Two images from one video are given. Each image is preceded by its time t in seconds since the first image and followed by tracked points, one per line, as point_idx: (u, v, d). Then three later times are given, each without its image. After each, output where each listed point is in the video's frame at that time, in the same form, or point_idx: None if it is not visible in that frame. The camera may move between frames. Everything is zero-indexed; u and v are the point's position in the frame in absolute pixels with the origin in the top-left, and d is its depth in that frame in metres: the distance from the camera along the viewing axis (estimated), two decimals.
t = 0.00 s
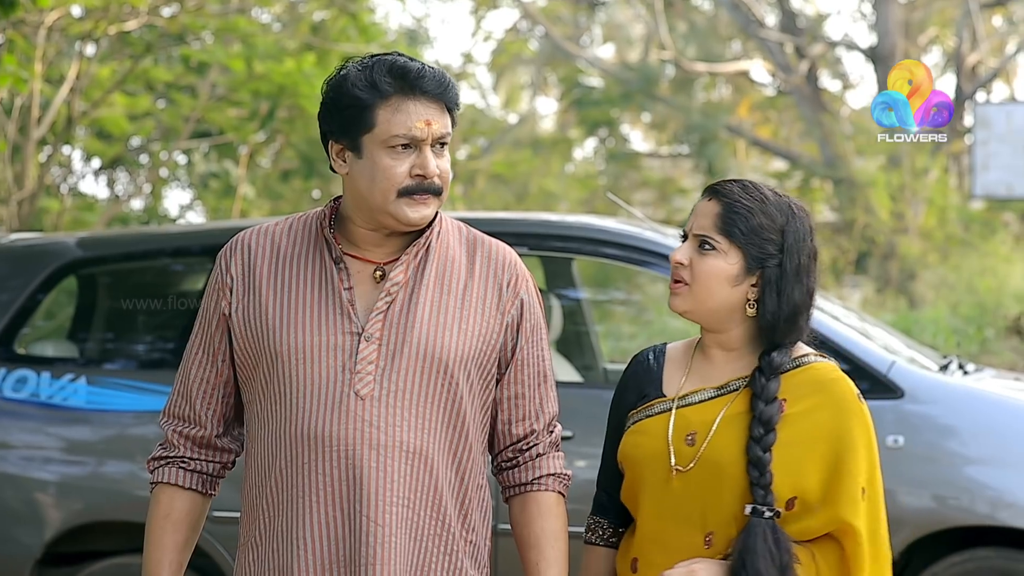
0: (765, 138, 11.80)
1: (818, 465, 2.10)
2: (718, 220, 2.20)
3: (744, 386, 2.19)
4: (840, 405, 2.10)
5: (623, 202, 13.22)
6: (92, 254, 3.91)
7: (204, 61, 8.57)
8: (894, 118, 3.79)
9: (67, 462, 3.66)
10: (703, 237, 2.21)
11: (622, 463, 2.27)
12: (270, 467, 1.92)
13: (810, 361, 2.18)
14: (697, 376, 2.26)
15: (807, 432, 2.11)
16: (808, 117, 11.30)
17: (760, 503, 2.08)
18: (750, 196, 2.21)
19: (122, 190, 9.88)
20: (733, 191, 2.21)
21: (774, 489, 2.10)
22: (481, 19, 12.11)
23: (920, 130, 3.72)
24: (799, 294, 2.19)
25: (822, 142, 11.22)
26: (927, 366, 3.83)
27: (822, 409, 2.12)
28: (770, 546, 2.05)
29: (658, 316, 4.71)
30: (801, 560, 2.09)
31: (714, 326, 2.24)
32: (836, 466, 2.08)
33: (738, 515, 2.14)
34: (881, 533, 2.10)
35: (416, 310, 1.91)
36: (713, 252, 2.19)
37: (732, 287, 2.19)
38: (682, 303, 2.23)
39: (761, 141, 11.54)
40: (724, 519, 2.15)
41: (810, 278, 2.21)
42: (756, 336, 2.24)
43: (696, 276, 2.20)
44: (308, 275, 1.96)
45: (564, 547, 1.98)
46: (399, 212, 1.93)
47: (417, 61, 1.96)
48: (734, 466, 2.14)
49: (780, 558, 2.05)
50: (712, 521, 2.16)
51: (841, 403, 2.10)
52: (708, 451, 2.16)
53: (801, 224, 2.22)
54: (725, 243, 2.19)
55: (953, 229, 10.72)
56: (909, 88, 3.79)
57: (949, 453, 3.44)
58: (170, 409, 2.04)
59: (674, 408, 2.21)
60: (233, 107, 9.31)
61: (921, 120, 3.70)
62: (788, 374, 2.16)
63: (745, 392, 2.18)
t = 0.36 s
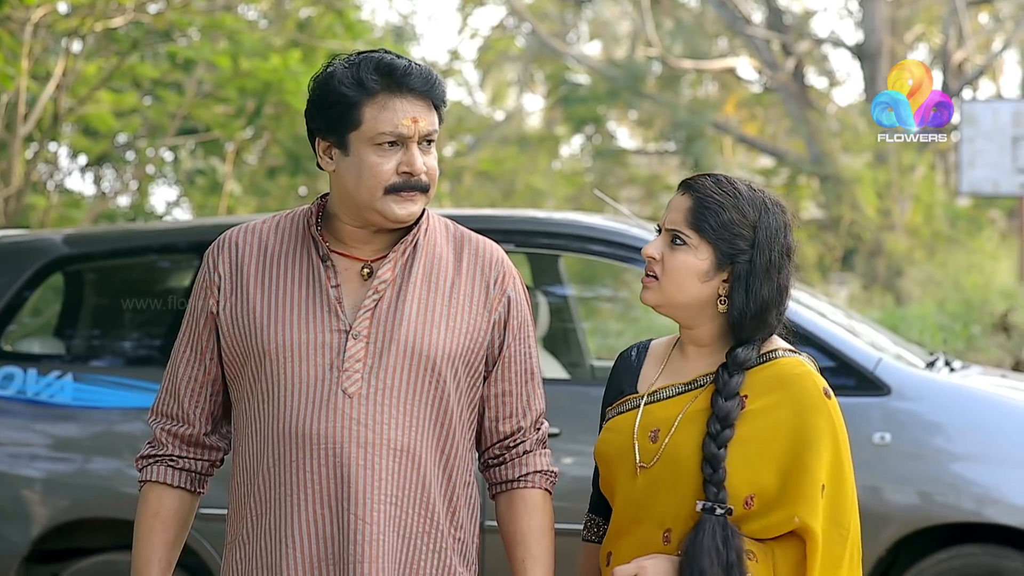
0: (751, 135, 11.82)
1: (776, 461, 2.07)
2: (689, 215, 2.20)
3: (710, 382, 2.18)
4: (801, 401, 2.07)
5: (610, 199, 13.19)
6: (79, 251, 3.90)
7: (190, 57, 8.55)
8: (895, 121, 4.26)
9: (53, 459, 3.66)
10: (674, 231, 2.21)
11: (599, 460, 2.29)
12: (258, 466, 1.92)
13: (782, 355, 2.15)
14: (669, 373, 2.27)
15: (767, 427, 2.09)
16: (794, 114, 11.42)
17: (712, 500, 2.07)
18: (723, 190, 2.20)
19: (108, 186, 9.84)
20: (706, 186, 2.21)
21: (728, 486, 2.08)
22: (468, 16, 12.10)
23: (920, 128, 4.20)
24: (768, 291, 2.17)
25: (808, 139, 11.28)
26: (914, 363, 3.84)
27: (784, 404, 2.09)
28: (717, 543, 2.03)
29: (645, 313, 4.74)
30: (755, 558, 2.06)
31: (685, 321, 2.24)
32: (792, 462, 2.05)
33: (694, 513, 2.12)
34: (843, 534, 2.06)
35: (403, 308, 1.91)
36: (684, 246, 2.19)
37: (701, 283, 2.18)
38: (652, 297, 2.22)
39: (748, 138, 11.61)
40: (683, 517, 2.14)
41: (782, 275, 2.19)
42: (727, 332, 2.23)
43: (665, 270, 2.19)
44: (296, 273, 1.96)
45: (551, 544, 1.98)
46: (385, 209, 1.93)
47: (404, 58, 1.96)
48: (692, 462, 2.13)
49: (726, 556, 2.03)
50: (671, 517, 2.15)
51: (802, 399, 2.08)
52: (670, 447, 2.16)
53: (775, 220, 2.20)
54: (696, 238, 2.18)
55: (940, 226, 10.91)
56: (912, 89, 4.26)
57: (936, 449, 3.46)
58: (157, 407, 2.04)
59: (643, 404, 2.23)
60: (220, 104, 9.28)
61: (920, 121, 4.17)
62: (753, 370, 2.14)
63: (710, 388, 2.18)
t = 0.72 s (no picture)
0: (749, 131, 11.82)
1: (766, 454, 2.06)
2: (686, 207, 2.17)
3: (704, 374, 2.16)
4: (793, 392, 2.05)
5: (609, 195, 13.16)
6: (78, 247, 3.91)
7: (189, 54, 8.54)
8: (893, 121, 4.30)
9: (52, 456, 3.66)
10: (671, 224, 2.18)
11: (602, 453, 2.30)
12: (256, 464, 1.92)
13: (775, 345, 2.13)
14: (668, 365, 2.27)
15: (757, 419, 2.07)
16: (793, 111, 11.47)
17: (698, 491, 2.06)
18: (719, 182, 2.18)
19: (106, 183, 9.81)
20: (703, 178, 2.18)
21: (715, 479, 2.07)
22: (466, 12, 12.09)
23: (920, 128, 4.18)
24: (763, 283, 2.15)
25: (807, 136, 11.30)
26: (912, 359, 3.84)
27: (775, 396, 2.07)
28: (700, 535, 2.03)
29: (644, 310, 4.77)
30: (743, 551, 2.05)
31: (684, 313, 2.22)
32: (781, 454, 2.04)
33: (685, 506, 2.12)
34: (835, 527, 2.04)
35: (401, 307, 1.91)
36: (681, 240, 2.17)
37: (699, 275, 2.16)
38: (650, 289, 2.20)
39: (747, 134, 11.63)
40: (674, 510, 2.14)
41: (779, 266, 2.16)
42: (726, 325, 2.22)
43: (663, 263, 2.17)
44: (294, 271, 1.96)
45: (549, 542, 1.98)
46: (379, 208, 1.93)
47: (398, 55, 1.96)
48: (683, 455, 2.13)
49: (709, 548, 2.02)
50: (664, 510, 2.15)
51: (794, 390, 2.05)
52: (662, 439, 2.16)
53: (772, 211, 2.18)
54: (693, 230, 2.16)
55: (938, 223, 10.82)
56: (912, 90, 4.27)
57: (934, 445, 3.46)
58: (158, 404, 2.04)
59: (639, 397, 2.23)
60: (219, 100, 9.27)
61: (920, 121, 4.16)
62: (746, 361, 2.11)
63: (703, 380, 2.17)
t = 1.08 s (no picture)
0: (754, 125, 11.79)
1: (765, 443, 2.05)
2: (694, 198, 2.16)
3: (708, 364, 2.16)
4: (793, 382, 2.04)
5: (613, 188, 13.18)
6: (81, 241, 3.91)
7: (193, 47, 8.53)
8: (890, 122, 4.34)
9: (56, 449, 3.68)
10: (680, 215, 2.17)
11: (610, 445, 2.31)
12: (260, 458, 1.93)
13: (780, 335, 2.12)
14: (678, 356, 2.27)
15: (756, 408, 2.06)
16: (796, 104, 11.50)
17: (696, 480, 2.06)
18: (728, 172, 2.16)
19: (111, 176, 9.81)
20: (711, 167, 2.17)
21: (715, 468, 2.07)
22: (470, 5, 12.07)
23: (920, 129, 4.21)
24: (771, 272, 2.12)
25: (811, 129, 11.29)
26: (916, 353, 3.85)
27: (775, 386, 2.06)
28: (697, 523, 2.03)
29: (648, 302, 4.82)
30: (741, 541, 2.05)
31: (694, 304, 2.21)
32: (779, 444, 2.03)
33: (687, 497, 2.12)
34: (834, 519, 2.03)
35: (405, 302, 1.92)
36: (690, 231, 2.15)
37: (707, 266, 2.15)
38: (660, 280, 2.19)
39: (751, 127, 11.64)
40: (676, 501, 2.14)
41: (786, 256, 2.14)
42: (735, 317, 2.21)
43: (672, 255, 2.16)
44: (301, 266, 1.97)
45: (556, 538, 1.99)
46: (391, 210, 1.94)
47: (408, 56, 1.95)
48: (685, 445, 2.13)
49: (705, 537, 2.02)
50: (667, 501, 2.16)
51: (793, 380, 2.04)
52: (664, 428, 2.17)
53: (781, 201, 2.15)
54: (701, 221, 2.14)
55: (941, 215, 10.77)
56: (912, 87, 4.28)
57: (938, 439, 3.47)
58: (169, 396, 2.06)
59: (646, 389, 2.24)
60: (223, 94, 9.25)
61: (920, 121, 4.19)
62: (750, 351, 2.10)
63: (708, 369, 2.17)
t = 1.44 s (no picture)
0: (755, 118, 11.77)
1: (767, 434, 2.05)
2: (703, 190, 2.15)
3: (714, 357, 2.16)
4: (795, 373, 2.04)
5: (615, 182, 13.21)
6: (81, 234, 3.94)
7: (194, 41, 8.52)
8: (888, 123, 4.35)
9: (58, 442, 3.69)
10: (690, 208, 2.16)
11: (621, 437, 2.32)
12: (266, 450, 1.95)
13: (787, 326, 2.11)
14: (690, 347, 2.28)
15: (759, 398, 2.06)
16: (798, 97, 11.53)
17: (698, 468, 2.06)
18: (737, 163, 2.15)
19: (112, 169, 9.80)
20: (718, 159, 2.16)
21: (718, 457, 2.07)
22: None
23: (920, 128, 4.21)
24: (780, 262, 2.11)
25: (812, 123, 11.30)
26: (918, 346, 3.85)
27: (778, 377, 2.06)
28: (696, 511, 2.04)
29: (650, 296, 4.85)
30: (742, 532, 2.05)
31: (706, 296, 2.20)
32: (780, 434, 2.03)
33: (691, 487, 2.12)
34: (834, 512, 2.01)
35: (411, 299, 1.92)
36: (700, 223, 2.14)
37: (719, 258, 2.14)
38: (672, 274, 2.18)
39: (753, 120, 11.63)
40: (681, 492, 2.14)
41: (797, 245, 2.12)
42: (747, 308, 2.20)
43: (683, 248, 2.15)
44: (313, 259, 1.99)
45: (566, 536, 1.99)
46: (389, 210, 1.94)
47: (405, 55, 1.94)
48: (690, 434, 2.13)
49: (704, 525, 2.03)
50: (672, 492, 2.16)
51: (795, 370, 2.04)
52: (671, 418, 2.17)
53: (791, 190, 2.13)
54: (711, 213, 2.13)
55: (943, 209, 10.79)
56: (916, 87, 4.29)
57: (940, 432, 3.47)
58: (186, 382, 2.10)
59: (654, 381, 2.26)
60: (224, 88, 9.21)
61: (920, 121, 4.19)
62: (757, 341, 2.10)
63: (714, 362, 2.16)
